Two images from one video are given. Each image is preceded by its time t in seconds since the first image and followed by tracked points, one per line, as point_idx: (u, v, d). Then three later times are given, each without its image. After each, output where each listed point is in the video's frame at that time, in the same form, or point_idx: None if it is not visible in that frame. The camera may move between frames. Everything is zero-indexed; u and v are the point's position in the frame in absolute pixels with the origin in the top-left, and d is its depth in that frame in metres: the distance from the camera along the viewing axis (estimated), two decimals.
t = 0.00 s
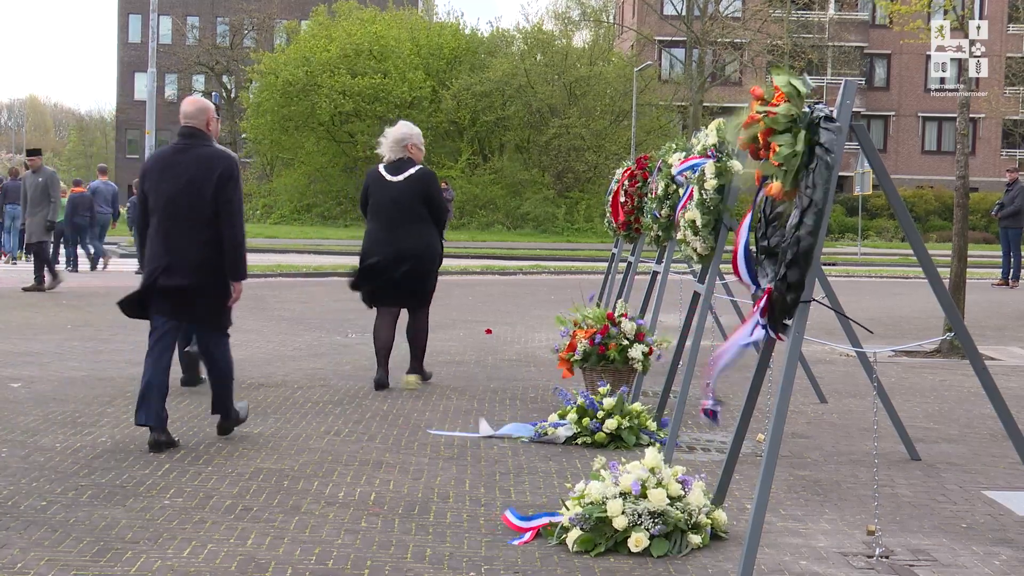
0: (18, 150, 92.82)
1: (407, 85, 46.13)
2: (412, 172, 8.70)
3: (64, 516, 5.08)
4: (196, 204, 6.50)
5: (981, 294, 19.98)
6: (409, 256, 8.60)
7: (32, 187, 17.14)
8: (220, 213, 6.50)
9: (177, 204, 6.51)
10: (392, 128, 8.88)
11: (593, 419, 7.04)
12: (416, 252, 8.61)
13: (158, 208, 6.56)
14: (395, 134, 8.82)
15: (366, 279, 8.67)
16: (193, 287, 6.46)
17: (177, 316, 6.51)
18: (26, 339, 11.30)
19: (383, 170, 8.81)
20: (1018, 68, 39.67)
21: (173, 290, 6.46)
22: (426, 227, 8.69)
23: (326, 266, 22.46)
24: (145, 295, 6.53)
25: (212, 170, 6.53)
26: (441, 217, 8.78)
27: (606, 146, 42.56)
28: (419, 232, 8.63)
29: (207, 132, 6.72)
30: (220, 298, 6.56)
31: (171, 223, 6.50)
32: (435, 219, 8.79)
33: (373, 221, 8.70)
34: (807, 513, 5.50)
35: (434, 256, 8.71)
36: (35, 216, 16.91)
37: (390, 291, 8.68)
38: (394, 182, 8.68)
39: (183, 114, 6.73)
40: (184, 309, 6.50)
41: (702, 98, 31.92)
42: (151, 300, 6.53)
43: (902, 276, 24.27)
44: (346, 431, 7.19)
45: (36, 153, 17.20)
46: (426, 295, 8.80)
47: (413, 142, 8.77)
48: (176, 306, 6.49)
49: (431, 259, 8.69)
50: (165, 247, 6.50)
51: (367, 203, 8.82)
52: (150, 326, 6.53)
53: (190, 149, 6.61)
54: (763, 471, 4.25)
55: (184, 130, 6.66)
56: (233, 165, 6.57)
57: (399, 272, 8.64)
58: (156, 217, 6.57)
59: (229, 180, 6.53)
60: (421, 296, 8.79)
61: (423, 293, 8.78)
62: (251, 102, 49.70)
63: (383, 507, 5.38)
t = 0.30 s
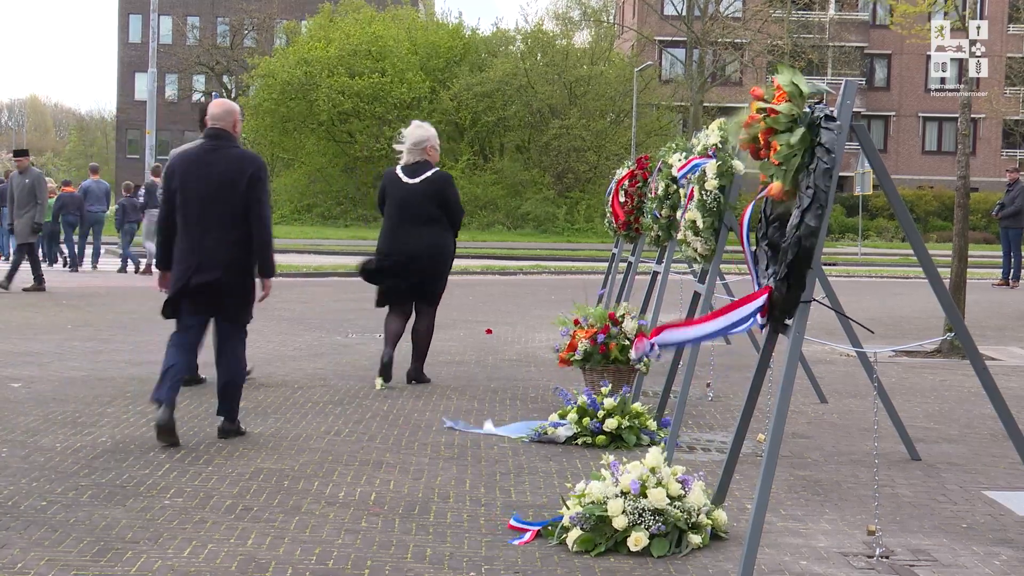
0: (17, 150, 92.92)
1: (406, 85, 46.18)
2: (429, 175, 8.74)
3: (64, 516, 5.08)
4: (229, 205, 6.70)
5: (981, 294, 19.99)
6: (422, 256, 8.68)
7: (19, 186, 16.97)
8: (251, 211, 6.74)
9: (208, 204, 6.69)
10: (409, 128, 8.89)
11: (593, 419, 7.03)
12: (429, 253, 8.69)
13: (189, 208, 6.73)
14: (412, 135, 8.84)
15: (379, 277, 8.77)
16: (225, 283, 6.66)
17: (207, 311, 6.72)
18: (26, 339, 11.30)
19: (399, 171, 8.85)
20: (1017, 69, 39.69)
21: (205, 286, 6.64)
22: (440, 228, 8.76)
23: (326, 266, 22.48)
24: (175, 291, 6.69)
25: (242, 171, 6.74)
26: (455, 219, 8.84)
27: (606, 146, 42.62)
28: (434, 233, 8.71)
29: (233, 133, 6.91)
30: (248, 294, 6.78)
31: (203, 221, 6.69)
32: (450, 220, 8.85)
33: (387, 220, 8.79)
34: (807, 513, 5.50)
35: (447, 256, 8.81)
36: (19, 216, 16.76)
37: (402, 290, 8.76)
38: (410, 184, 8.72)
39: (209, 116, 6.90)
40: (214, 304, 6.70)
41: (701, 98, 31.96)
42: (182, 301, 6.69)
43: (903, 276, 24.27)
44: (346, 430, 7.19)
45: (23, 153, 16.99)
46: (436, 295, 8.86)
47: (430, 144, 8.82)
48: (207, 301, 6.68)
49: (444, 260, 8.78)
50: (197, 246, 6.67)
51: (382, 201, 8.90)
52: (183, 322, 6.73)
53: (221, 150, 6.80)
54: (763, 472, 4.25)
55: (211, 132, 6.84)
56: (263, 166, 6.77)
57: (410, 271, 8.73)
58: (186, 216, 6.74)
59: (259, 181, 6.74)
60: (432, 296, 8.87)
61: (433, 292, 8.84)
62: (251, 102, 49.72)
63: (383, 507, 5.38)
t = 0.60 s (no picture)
0: (17, 150, 93.00)
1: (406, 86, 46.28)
2: (437, 172, 9.14)
3: (64, 516, 5.08)
4: (249, 203, 6.95)
5: (981, 294, 20.01)
6: (431, 251, 9.05)
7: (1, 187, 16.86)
8: (271, 209, 7.01)
9: (229, 202, 6.93)
10: (418, 130, 9.34)
11: (593, 419, 7.04)
12: (436, 249, 9.07)
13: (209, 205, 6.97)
14: (421, 136, 9.27)
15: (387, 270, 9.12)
16: (245, 278, 6.89)
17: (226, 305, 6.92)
18: (27, 339, 11.31)
19: (409, 169, 9.24)
20: (1017, 69, 39.66)
21: (223, 281, 6.88)
22: (447, 226, 9.15)
23: (326, 266, 22.48)
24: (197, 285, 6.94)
25: (263, 170, 6.98)
26: (463, 217, 9.22)
27: (606, 146, 42.62)
28: (441, 230, 9.10)
29: (251, 132, 7.13)
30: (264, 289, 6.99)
31: (224, 220, 6.93)
32: (457, 218, 9.23)
33: (396, 215, 9.17)
34: (807, 513, 5.50)
35: (452, 253, 9.17)
36: None
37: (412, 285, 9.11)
38: (419, 181, 9.12)
39: (228, 116, 7.10)
40: (233, 299, 6.90)
41: (702, 98, 31.97)
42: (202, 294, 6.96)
43: (903, 276, 24.29)
44: (345, 431, 7.19)
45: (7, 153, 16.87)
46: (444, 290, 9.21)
47: (440, 142, 9.21)
48: (227, 296, 6.89)
49: (451, 256, 9.15)
50: (217, 242, 6.91)
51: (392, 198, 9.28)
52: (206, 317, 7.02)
53: (241, 150, 7.03)
54: (763, 471, 4.25)
55: (230, 132, 7.07)
56: (282, 168, 7.02)
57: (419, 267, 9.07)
58: (207, 213, 6.97)
59: (280, 182, 6.99)
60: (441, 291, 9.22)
61: (440, 288, 9.18)
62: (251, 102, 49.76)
63: (383, 507, 5.37)
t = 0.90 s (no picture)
0: (17, 149, 93.15)
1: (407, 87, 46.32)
2: (442, 177, 9.27)
3: (64, 516, 5.08)
4: (254, 206, 7.03)
5: (981, 294, 20.00)
6: (435, 255, 9.21)
7: None
8: (278, 213, 7.10)
9: (236, 206, 7.02)
10: (421, 135, 9.46)
11: (593, 419, 7.04)
12: (441, 253, 9.22)
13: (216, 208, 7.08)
14: (426, 141, 9.38)
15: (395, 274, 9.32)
16: (249, 278, 6.97)
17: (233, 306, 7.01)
18: (27, 339, 11.32)
19: (415, 174, 9.37)
20: (1017, 68, 39.58)
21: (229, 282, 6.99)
22: (452, 229, 9.29)
23: (326, 266, 22.48)
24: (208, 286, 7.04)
25: (267, 174, 7.07)
26: (467, 220, 9.34)
27: (606, 146, 42.60)
28: (446, 233, 9.24)
29: (256, 137, 7.24)
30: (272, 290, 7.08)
31: (231, 222, 7.04)
32: (462, 221, 9.36)
33: (403, 221, 9.35)
34: (807, 513, 5.50)
35: (458, 255, 9.30)
36: None
37: (418, 288, 9.28)
38: (424, 185, 9.25)
39: (236, 122, 7.25)
40: (240, 300, 6.99)
41: (702, 98, 31.95)
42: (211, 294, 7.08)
43: (903, 276, 24.28)
44: (345, 431, 7.19)
45: None
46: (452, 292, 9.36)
47: (443, 147, 9.33)
48: (236, 297, 6.98)
49: (456, 259, 9.29)
50: (225, 244, 7.02)
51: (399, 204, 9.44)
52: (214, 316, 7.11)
53: (247, 154, 7.13)
54: (763, 472, 4.25)
55: (237, 137, 7.19)
56: (286, 171, 7.09)
57: (426, 271, 9.26)
58: (216, 215, 7.08)
59: (284, 185, 7.07)
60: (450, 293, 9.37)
61: (447, 290, 9.33)
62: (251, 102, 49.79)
63: (383, 507, 5.38)
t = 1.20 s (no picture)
0: (17, 149, 93.17)
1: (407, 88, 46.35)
2: (448, 175, 9.38)
3: (64, 516, 5.08)
4: (256, 205, 7.34)
5: (981, 294, 20.00)
6: (442, 253, 9.29)
7: None
8: (278, 208, 7.36)
9: (239, 205, 7.34)
10: (430, 134, 9.58)
11: (593, 419, 7.04)
12: (449, 251, 9.30)
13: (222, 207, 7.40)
14: (433, 140, 9.49)
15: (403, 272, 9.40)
16: (254, 275, 7.31)
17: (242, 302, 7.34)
18: (26, 339, 11.32)
19: (422, 173, 9.48)
20: (1017, 68, 39.56)
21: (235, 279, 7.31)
22: (460, 227, 9.37)
23: (326, 266, 22.48)
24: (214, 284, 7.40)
25: (267, 172, 7.35)
26: (474, 218, 9.43)
27: (607, 146, 42.57)
28: (454, 233, 9.33)
29: (259, 135, 7.53)
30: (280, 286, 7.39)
31: (236, 220, 7.35)
32: (469, 219, 9.43)
33: (411, 219, 9.43)
34: (807, 513, 5.50)
35: (465, 255, 9.37)
36: None
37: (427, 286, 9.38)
38: (430, 184, 9.36)
39: (240, 121, 7.55)
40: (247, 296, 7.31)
41: (702, 97, 31.92)
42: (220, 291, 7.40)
43: (903, 276, 24.29)
44: (345, 431, 7.20)
45: None
46: (461, 293, 9.42)
47: (450, 146, 9.44)
48: (240, 293, 7.31)
49: (464, 258, 9.36)
50: (231, 243, 7.35)
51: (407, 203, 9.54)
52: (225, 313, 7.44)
53: (248, 153, 7.42)
54: (763, 473, 4.25)
55: (240, 137, 7.48)
56: (286, 168, 7.36)
57: (432, 269, 9.33)
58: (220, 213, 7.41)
59: (283, 181, 7.34)
60: (459, 294, 9.42)
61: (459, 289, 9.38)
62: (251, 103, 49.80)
63: (383, 507, 5.37)
